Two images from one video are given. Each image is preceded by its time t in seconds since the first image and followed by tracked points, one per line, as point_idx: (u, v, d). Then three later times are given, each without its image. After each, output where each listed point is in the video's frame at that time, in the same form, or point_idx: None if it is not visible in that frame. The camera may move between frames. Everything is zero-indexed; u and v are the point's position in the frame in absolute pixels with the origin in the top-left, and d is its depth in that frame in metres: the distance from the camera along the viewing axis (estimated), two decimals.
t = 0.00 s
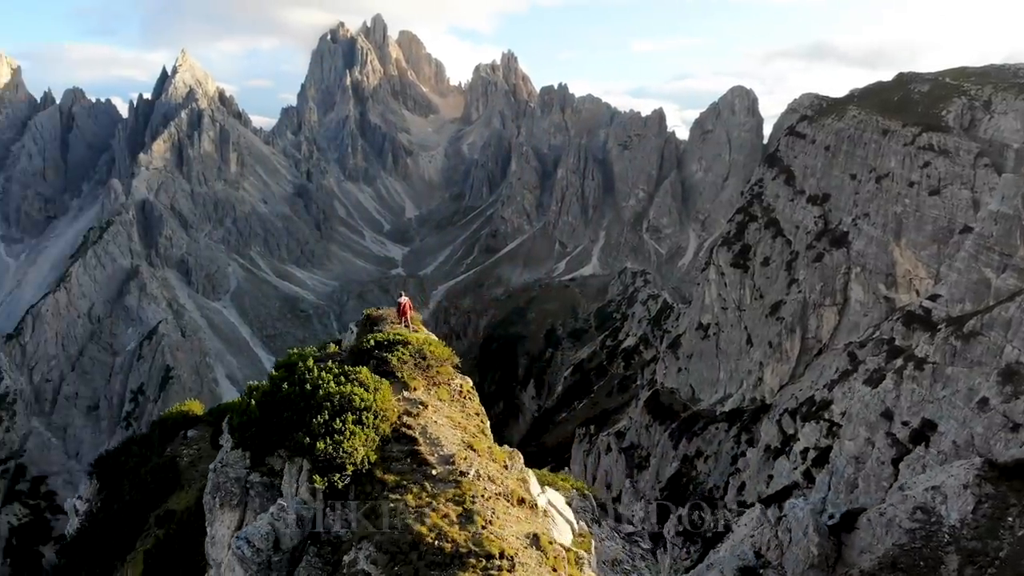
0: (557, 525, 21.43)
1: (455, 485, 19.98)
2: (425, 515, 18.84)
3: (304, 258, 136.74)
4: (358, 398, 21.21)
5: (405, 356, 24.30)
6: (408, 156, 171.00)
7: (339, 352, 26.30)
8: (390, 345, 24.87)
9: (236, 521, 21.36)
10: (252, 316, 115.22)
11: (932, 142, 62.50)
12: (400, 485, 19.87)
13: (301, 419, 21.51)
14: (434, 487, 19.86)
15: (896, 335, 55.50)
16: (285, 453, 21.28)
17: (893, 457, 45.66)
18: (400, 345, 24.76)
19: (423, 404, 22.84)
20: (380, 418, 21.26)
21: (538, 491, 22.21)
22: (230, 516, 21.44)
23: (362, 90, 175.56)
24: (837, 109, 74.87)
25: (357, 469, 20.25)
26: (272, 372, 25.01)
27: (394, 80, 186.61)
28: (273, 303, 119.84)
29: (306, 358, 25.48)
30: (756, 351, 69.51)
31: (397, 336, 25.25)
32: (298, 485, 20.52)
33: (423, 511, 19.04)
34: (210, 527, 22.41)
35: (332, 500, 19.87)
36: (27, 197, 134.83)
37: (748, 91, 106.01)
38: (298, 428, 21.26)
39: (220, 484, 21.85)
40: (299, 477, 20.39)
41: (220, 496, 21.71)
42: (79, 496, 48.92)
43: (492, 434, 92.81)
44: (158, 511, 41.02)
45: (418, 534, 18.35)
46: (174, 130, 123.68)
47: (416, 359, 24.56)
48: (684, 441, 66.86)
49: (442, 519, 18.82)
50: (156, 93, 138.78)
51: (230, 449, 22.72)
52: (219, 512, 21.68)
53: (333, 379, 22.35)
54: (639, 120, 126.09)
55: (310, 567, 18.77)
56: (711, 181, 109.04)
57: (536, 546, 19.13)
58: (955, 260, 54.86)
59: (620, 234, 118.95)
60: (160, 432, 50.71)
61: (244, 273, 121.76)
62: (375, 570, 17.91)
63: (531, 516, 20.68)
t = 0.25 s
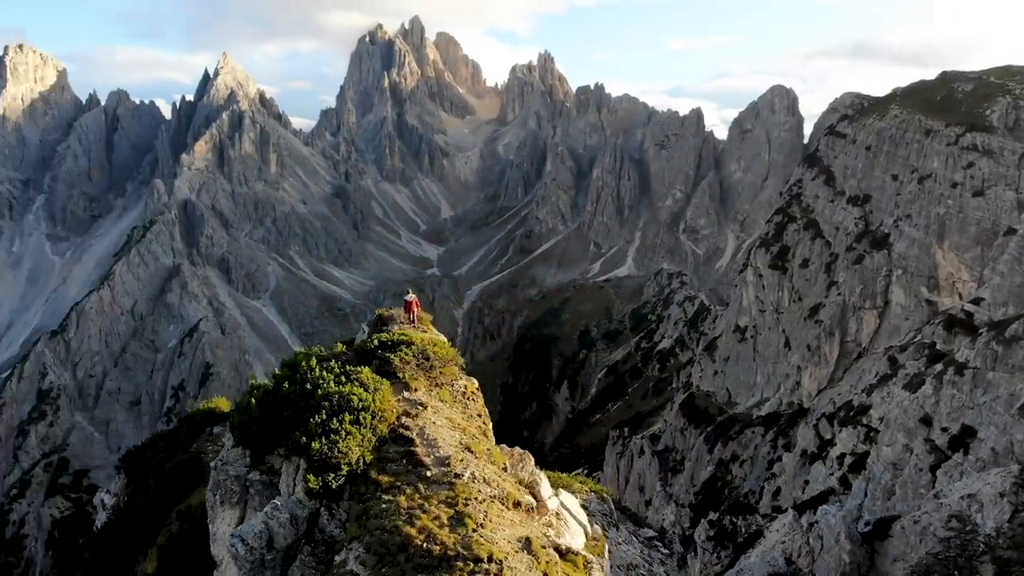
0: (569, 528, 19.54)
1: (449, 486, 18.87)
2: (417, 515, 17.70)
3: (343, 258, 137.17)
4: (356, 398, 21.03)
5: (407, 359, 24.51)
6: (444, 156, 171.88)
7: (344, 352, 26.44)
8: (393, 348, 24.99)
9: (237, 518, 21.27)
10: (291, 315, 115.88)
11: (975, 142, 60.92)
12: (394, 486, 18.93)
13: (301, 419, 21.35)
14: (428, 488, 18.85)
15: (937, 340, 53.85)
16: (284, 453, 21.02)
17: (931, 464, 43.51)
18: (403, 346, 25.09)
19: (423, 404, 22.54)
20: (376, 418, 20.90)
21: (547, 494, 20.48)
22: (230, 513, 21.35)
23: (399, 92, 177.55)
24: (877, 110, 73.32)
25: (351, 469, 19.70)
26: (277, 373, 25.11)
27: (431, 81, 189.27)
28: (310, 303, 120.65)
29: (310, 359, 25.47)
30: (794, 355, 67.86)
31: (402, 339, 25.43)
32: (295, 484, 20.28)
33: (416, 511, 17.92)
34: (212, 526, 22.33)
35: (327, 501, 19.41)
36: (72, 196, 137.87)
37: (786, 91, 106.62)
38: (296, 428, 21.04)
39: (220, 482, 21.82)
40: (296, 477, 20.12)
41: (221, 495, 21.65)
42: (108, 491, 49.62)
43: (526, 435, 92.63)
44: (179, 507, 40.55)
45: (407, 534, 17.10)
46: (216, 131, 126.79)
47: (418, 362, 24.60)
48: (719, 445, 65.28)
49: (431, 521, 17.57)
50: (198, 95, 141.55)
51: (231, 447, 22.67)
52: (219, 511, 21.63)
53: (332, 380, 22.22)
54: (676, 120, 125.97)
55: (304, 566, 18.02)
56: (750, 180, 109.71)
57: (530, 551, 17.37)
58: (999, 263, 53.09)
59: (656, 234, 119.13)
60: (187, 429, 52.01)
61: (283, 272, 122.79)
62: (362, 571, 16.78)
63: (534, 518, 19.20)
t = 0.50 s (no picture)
0: (581, 531, 20.16)
1: (442, 487, 18.82)
2: (408, 516, 17.83)
3: (380, 258, 136.70)
4: (354, 398, 21.11)
5: (411, 353, 24.23)
6: (479, 157, 172.36)
7: (349, 351, 26.30)
8: (397, 345, 24.83)
9: (236, 515, 21.92)
10: (329, 314, 116.25)
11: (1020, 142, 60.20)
12: (387, 487, 19.00)
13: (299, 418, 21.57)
14: (421, 489, 18.83)
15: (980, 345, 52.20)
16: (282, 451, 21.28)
17: (970, 470, 41.46)
18: (406, 345, 24.58)
19: (422, 404, 22.43)
20: (374, 418, 20.94)
21: (558, 496, 20.84)
22: (230, 511, 22.01)
23: (436, 93, 178.82)
24: (918, 109, 71.77)
25: (346, 469, 19.83)
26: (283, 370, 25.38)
27: (467, 82, 190.68)
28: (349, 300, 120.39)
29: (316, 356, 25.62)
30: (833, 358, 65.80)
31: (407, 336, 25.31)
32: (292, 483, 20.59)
33: (406, 512, 18.01)
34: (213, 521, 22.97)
35: (321, 500, 19.64)
36: (116, 196, 140.71)
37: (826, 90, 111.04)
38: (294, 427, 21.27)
39: (221, 479, 22.43)
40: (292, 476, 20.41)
41: (222, 492, 22.25)
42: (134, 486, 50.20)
43: (559, 436, 92.16)
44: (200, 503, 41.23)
45: (397, 536, 17.22)
46: (256, 132, 129.78)
47: (422, 359, 24.37)
48: (755, 449, 62.89)
49: (421, 522, 17.60)
50: (239, 96, 143.69)
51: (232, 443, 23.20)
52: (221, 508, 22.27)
53: (332, 378, 22.32)
54: (715, 120, 125.83)
55: (297, 564, 18.18)
56: (789, 181, 112.38)
57: (521, 555, 17.32)
58: None
59: (693, 234, 118.77)
60: (214, 425, 54.01)
61: (322, 272, 123.47)
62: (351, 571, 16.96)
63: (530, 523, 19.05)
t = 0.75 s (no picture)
0: (593, 535, 21.00)
1: (435, 489, 18.68)
2: (398, 516, 17.65)
3: (414, 257, 137.20)
4: (349, 398, 21.09)
5: (413, 352, 24.15)
6: (514, 157, 172.57)
7: (353, 351, 26.08)
8: (399, 344, 24.76)
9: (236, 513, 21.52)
10: (365, 313, 117.40)
11: None
12: (380, 488, 18.87)
13: (296, 416, 21.49)
14: (414, 491, 18.70)
15: None
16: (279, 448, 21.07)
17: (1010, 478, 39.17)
18: (410, 346, 24.36)
19: (421, 405, 22.37)
20: (369, 419, 20.89)
21: (569, 499, 21.57)
22: (230, 508, 21.64)
23: (473, 94, 179.69)
24: (963, 109, 70.13)
25: (341, 469, 19.66)
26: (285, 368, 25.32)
27: (504, 82, 191.31)
28: (384, 297, 121.65)
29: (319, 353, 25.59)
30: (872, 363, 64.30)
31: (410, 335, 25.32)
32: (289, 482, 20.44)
33: (396, 514, 17.82)
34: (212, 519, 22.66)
35: (316, 499, 19.43)
36: (159, 196, 143.83)
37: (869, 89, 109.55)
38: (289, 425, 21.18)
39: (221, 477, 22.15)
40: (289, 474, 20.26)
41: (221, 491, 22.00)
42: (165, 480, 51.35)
43: (593, 438, 91.80)
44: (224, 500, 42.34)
45: (383, 537, 17.02)
46: (296, 133, 131.41)
47: (425, 359, 24.30)
48: (792, 453, 61.07)
49: (411, 524, 17.45)
50: (278, 98, 145.75)
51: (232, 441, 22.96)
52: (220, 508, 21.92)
53: (331, 377, 22.24)
54: (754, 119, 124.55)
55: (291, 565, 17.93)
56: (829, 181, 111.80)
57: (513, 559, 17.12)
58: None
59: (731, 236, 118.13)
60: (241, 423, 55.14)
61: (358, 272, 124.12)
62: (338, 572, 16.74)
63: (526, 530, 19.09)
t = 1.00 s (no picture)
0: (606, 539, 22.23)
1: (427, 490, 19.73)
2: (387, 517, 18.89)
3: (449, 257, 137.13)
4: (347, 398, 22.26)
5: (415, 351, 25.14)
6: (550, 158, 172.25)
7: (359, 348, 27.20)
8: (402, 342, 25.77)
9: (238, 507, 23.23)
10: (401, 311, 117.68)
11: None
12: (374, 488, 20.09)
13: (296, 416, 22.78)
14: (406, 492, 19.82)
15: None
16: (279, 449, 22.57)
17: None
18: (413, 347, 25.41)
19: (420, 403, 23.40)
20: (367, 419, 22.09)
21: (580, 503, 22.55)
22: (233, 504, 23.35)
23: (509, 94, 180.17)
24: (1010, 109, 68.96)
25: (336, 469, 21.01)
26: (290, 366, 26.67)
27: (540, 83, 191.37)
28: (422, 292, 122.11)
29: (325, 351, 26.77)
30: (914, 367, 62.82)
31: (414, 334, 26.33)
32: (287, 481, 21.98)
33: (386, 514, 19.04)
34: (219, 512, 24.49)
35: (312, 499, 20.93)
36: (201, 196, 146.37)
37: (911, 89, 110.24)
38: (289, 424, 22.50)
39: (225, 475, 23.82)
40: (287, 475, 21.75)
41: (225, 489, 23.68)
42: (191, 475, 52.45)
43: (628, 440, 91.12)
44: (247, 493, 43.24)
45: (371, 537, 18.28)
46: (334, 134, 132.87)
47: (427, 359, 25.33)
48: (830, 458, 59.05)
49: (400, 525, 18.63)
50: (317, 99, 147.43)
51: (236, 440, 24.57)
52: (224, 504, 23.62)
53: (332, 377, 23.43)
54: (794, 118, 123.11)
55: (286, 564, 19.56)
56: (871, 182, 111.69)
57: (500, 562, 18.07)
58: None
59: (770, 236, 117.15)
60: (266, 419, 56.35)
61: (394, 271, 124.12)
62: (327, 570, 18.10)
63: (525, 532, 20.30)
